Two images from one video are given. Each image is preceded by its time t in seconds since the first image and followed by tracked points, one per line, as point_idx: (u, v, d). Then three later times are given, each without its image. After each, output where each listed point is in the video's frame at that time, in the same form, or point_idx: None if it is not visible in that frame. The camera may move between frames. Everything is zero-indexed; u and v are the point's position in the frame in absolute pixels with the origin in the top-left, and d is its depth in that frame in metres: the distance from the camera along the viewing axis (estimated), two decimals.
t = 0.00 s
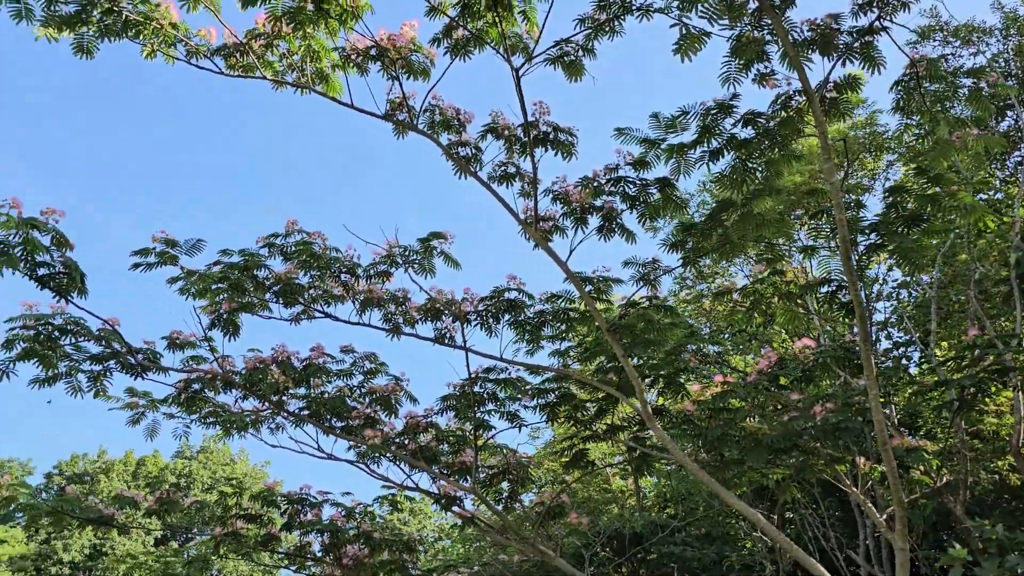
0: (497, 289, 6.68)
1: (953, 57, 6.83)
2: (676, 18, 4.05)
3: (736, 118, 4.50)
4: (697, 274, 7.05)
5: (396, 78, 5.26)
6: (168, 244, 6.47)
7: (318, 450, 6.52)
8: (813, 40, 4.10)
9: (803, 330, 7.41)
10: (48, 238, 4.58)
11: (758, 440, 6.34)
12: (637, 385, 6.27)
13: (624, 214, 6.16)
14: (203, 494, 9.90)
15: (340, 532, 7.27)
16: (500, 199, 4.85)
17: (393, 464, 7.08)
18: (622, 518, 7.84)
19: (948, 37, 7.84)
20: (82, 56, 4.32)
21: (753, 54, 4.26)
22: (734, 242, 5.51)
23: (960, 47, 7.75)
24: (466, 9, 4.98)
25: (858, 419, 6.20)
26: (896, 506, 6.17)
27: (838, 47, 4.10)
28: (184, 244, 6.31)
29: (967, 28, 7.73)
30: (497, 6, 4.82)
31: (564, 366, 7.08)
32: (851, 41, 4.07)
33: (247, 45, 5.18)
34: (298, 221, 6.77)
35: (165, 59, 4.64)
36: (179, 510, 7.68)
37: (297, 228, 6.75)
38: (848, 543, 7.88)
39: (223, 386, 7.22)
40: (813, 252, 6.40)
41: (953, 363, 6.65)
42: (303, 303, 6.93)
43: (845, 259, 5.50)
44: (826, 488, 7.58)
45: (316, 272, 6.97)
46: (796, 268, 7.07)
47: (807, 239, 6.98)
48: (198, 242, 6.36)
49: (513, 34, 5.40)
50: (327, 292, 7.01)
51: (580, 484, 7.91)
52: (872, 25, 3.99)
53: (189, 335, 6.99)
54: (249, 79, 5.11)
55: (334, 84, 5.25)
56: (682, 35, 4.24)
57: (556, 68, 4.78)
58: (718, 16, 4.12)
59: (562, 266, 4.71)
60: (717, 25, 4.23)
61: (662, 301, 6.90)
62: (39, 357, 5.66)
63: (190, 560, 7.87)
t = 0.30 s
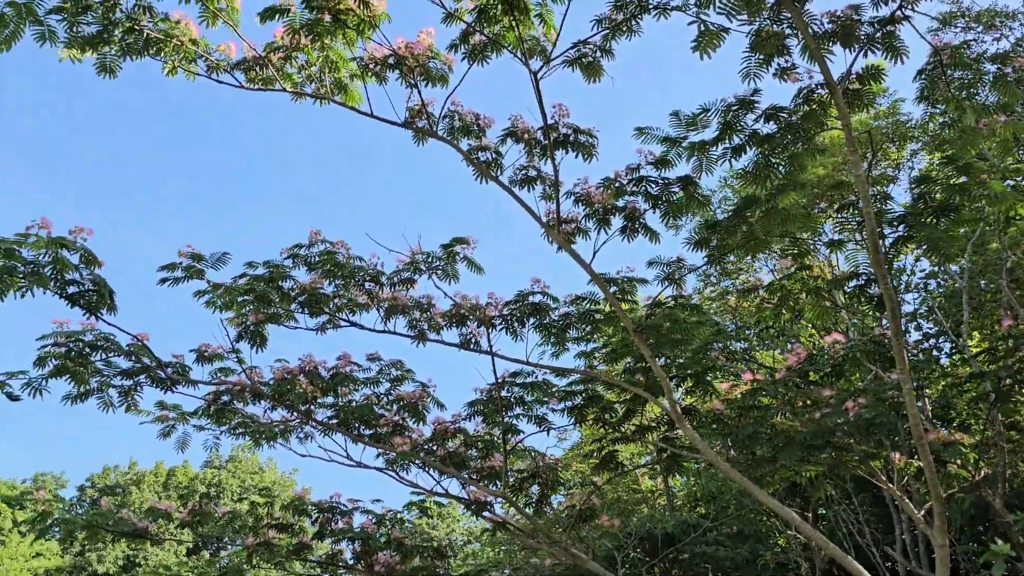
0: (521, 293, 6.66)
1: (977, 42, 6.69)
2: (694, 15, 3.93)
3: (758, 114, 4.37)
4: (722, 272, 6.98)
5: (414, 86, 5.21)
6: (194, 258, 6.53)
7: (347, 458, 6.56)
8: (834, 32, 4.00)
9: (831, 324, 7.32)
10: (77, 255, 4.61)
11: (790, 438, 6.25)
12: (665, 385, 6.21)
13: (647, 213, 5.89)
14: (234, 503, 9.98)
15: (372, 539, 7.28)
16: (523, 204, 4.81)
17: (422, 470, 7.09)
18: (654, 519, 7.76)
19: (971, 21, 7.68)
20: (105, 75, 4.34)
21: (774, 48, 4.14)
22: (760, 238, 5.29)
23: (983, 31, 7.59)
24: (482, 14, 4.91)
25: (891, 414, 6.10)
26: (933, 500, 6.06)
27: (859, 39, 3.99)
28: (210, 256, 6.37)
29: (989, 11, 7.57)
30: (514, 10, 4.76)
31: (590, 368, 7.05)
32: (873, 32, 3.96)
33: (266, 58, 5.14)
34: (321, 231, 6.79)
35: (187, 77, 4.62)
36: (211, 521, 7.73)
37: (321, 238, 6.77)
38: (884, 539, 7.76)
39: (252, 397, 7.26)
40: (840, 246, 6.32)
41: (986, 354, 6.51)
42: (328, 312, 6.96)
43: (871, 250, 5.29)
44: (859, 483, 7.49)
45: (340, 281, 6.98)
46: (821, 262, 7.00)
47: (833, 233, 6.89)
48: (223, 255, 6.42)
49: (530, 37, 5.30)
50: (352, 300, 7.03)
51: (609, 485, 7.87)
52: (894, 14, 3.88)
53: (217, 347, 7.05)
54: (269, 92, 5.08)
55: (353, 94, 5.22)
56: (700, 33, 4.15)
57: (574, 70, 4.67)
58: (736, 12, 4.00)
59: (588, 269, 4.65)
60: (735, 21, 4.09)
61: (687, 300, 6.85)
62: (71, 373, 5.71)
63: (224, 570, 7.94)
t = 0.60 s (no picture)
0: (538, 292, 6.65)
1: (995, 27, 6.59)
2: (705, 9, 3.89)
3: (773, 107, 4.31)
4: (740, 266, 6.94)
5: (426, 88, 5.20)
6: (212, 264, 6.58)
7: (365, 458, 6.52)
8: (847, 22, 3.95)
9: (851, 317, 7.26)
10: (96, 265, 4.65)
11: (812, 432, 6.20)
12: (685, 381, 6.18)
13: (663, 209, 5.83)
14: (257, 507, 10.05)
15: (395, 541, 7.29)
16: (539, 203, 4.78)
17: (443, 471, 7.09)
18: (676, 516, 7.72)
19: (987, 6, 7.58)
20: (121, 86, 4.37)
21: (788, 40, 4.08)
22: (778, 231, 5.22)
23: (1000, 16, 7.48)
24: (493, 15, 4.89)
25: (915, 406, 6.02)
26: (959, 492, 5.99)
27: (873, 28, 3.94)
28: (227, 263, 6.42)
29: None
30: (525, 9, 4.73)
31: (609, 366, 7.03)
32: (886, 20, 3.91)
33: (279, 65, 5.15)
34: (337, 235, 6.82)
35: (200, 84, 4.65)
36: (235, 525, 7.78)
37: (337, 242, 6.79)
38: (910, 532, 7.68)
39: (272, 402, 7.30)
40: (859, 237, 6.27)
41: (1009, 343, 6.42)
42: (346, 316, 6.99)
43: (890, 241, 5.21)
44: (883, 476, 7.42)
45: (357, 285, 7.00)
46: (840, 254, 6.95)
47: (851, 225, 6.83)
48: (240, 261, 6.46)
49: (541, 36, 5.26)
50: (369, 303, 7.04)
51: (630, 483, 7.84)
52: (908, 2, 3.82)
53: (237, 353, 7.09)
54: (282, 98, 5.09)
55: (367, 98, 5.23)
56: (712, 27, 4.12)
57: (586, 68, 4.63)
58: (748, 4, 3.95)
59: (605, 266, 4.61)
60: (746, 15, 4.02)
61: (705, 295, 6.81)
62: (93, 382, 5.76)
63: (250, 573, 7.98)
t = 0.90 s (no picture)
0: (549, 287, 6.64)
1: (1005, 15, 6.53)
2: None
3: (784, 97, 4.26)
4: (751, 259, 6.91)
5: (435, 85, 5.18)
6: (224, 265, 6.60)
7: (381, 458, 6.27)
8: (858, 11, 3.91)
9: (864, 308, 7.21)
10: (110, 267, 4.66)
11: (827, 424, 6.16)
12: (698, 375, 6.14)
13: (674, 202, 5.80)
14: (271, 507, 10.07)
15: (409, 539, 7.29)
16: (550, 197, 4.75)
17: (456, 468, 7.08)
18: (691, 511, 7.69)
19: None
20: (131, 88, 4.39)
21: (798, 29, 4.04)
22: (789, 222, 5.18)
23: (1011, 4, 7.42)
24: (501, 10, 4.87)
25: (931, 397, 5.97)
26: (977, 483, 5.93)
27: (884, 16, 3.90)
28: (239, 263, 6.43)
29: None
30: (532, 4, 4.71)
31: (621, 361, 7.00)
32: (898, 8, 3.87)
33: (288, 64, 5.15)
34: (347, 234, 6.82)
35: (210, 84, 4.66)
36: (249, 525, 7.80)
37: (347, 241, 6.79)
38: (927, 524, 7.62)
39: (285, 401, 7.31)
40: (871, 227, 6.22)
41: None
42: (358, 314, 7.00)
43: (903, 230, 5.17)
44: (899, 468, 7.37)
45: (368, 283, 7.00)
46: (852, 245, 6.91)
47: (863, 215, 6.79)
48: (252, 261, 6.48)
49: (548, 31, 5.22)
50: (380, 302, 7.04)
51: (644, 479, 7.82)
52: None
53: (249, 352, 7.11)
54: (292, 98, 5.10)
55: (375, 95, 5.22)
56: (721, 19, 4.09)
57: (594, 62, 4.60)
58: None
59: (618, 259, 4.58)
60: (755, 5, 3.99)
61: (716, 288, 6.79)
62: (108, 384, 5.79)
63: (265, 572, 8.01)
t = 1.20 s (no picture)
0: (553, 284, 6.63)
1: (1009, 8, 6.51)
2: None
3: (787, 92, 4.25)
4: (755, 255, 6.89)
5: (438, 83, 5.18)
6: (228, 264, 6.61)
7: (386, 455, 6.39)
8: (861, 5, 3.89)
9: (869, 304, 7.19)
10: (115, 267, 4.68)
11: (832, 420, 6.15)
12: (702, 371, 6.13)
13: (677, 198, 5.79)
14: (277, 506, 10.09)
15: (414, 537, 7.29)
16: (553, 193, 4.75)
17: (461, 466, 7.09)
18: (696, 507, 7.69)
19: None
20: (135, 87, 4.40)
21: (801, 24, 4.02)
22: (793, 217, 5.16)
23: None
24: (503, 7, 4.85)
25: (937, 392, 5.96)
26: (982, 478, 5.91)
27: (887, 11, 3.89)
28: (242, 262, 6.44)
29: None
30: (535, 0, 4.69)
31: (625, 358, 6.99)
32: (901, 2, 3.86)
33: (290, 63, 5.15)
34: (351, 232, 6.82)
35: (213, 83, 4.67)
36: (255, 523, 7.81)
37: (351, 239, 6.79)
38: (933, 520, 7.60)
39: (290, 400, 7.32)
40: (876, 222, 6.21)
41: None
42: (362, 312, 7.01)
43: (908, 224, 5.15)
44: (904, 463, 7.35)
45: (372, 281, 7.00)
46: (857, 240, 6.89)
47: (867, 211, 6.77)
48: (255, 260, 6.49)
49: (551, 28, 5.21)
50: (384, 300, 7.04)
51: (649, 476, 7.81)
52: None
53: (254, 351, 7.11)
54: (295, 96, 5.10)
55: (378, 93, 5.22)
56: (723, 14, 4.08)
57: (597, 58, 4.59)
58: None
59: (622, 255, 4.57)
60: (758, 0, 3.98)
61: (720, 285, 6.78)
62: (113, 383, 5.80)
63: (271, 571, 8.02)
